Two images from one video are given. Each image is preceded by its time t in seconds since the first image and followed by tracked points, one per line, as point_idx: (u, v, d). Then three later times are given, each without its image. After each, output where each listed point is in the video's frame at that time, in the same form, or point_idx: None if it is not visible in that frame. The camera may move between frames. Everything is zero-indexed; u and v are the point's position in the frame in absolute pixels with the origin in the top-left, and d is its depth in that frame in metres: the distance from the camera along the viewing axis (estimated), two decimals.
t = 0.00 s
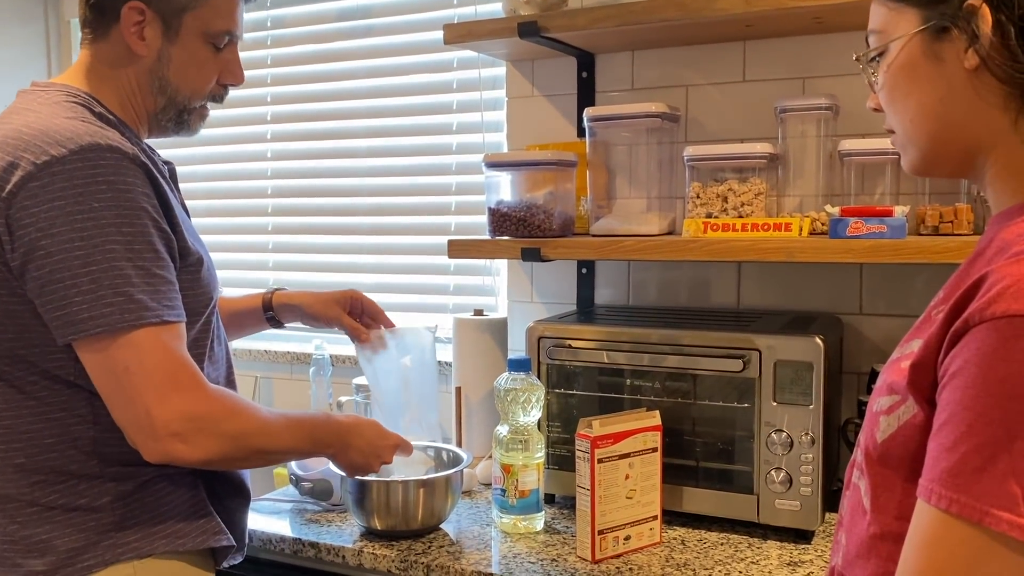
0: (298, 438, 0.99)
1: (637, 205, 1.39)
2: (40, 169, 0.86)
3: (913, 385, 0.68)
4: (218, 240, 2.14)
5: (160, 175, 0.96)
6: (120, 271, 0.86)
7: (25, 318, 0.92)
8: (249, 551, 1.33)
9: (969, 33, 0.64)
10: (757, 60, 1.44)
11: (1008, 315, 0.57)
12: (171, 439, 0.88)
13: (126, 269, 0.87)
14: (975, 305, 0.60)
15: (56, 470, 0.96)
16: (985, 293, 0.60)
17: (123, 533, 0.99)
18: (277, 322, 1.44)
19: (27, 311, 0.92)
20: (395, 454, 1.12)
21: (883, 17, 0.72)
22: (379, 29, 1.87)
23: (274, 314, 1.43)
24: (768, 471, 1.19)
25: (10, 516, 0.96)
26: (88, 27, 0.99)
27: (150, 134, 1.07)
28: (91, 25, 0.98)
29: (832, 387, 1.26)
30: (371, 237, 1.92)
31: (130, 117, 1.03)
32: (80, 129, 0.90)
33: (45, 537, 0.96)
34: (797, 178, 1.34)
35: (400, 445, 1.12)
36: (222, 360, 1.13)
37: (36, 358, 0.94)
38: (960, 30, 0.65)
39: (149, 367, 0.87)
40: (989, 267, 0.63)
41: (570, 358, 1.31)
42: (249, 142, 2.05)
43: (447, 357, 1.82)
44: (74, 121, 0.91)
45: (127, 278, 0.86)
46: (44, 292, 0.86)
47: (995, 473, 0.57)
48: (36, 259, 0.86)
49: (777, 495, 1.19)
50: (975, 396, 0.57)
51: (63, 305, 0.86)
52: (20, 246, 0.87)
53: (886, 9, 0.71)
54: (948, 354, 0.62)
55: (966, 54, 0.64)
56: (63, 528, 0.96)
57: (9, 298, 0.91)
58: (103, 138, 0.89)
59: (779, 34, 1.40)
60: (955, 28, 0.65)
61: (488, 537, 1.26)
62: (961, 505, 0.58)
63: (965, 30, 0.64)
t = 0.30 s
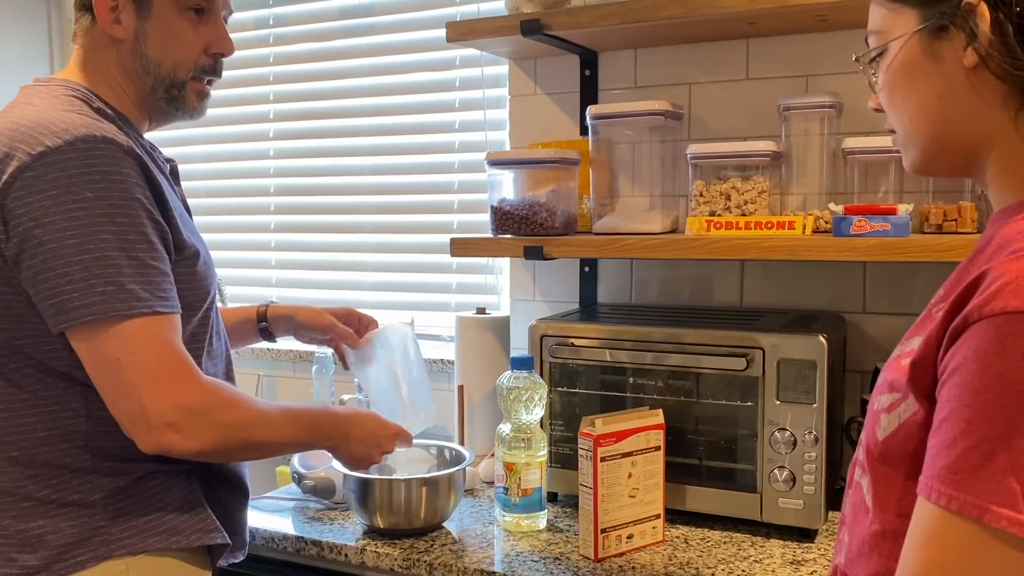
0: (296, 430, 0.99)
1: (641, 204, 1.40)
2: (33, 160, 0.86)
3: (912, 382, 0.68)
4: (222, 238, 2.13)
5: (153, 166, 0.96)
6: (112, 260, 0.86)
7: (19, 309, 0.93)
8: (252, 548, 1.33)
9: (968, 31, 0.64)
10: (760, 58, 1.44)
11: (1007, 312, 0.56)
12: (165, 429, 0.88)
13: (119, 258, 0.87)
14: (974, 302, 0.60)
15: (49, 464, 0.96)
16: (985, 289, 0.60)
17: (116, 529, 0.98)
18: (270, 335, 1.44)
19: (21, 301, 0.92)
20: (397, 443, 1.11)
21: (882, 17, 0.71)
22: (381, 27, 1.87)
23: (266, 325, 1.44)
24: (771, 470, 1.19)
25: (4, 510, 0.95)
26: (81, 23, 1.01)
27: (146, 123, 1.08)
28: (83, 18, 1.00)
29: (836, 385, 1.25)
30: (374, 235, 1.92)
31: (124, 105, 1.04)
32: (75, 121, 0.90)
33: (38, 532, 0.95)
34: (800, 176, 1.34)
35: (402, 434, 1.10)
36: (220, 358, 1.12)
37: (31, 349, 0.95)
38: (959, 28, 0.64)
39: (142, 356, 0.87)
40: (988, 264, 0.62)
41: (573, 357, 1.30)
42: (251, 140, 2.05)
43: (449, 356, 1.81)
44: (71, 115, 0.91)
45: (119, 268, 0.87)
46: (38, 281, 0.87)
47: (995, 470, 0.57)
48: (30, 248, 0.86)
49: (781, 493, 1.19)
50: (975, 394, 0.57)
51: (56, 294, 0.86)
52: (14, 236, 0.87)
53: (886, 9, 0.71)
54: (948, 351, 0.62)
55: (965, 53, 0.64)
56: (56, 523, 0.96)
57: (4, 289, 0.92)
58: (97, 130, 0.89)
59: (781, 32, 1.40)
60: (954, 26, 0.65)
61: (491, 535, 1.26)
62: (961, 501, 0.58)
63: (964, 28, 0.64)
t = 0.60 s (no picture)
0: (302, 420, 0.98)
1: (647, 204, 1.39)
2: (34, 148, 0.87)
3: (914, 382, 0.68)
4: (227, 239, 2.14)
5: (151, 160, 0.97)
6: (111, 245, 0.87)
7: (16, 293, 0.94)
8: (257, 547, 1.33)
9: (968, 30, 0.64)
10: (765, 58, 1.44)
11: (1007, 310, 0.57)
12: (168, 410, 0.88)
13: (119, 244, 0.87)
14: (974, 302, 0.60)
15: (38, 454, 0.96)
16: (985, 288, 0.60)
17: (104, 524, 0.98)
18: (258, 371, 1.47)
19: (21, 288, 0.94)
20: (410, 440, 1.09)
21: (883, 16, 0.71)
22: (387, 28, 1.87)
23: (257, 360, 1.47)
24: (776, 470, 1.19)
25: None
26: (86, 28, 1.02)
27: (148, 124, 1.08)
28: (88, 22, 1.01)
29: (841, 386, 1.26)
30: (379, 236, 1.92)
31: (127, 105, 1.04)
32: (75, 114, 0.91)
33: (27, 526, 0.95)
34: (805, 177, 1.33)
35: (412, 428, 1.09)
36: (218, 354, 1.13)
37: (27, 336, 0.95)
38: (959, 28, 0.64)
39: (145, 339, 0.87)
40: (989, 264, 0.62)
41: (578, 357, 1.31)
42: (257, 142, 2.05)
43: (454, 356, 1.81)
44: (71, 109, 0.92)
45: (119, 253, 0.87)
46: (37, 266, 0.87)
47: (997, 468, 0.57)
48: (29, 234, 0.87)
49: (786, 494, 1.19)
50: (975, 393, 0.57)
51: (55, 278, 0.86)
52: (15, 222, 0.88)
53: (887, 8, 0.71)
54: (949, 351, 0.62)
55: (965, 52, 0.64)
56: (45, 517, 0.96)
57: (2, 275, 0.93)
58: (97, 122, 0.90)
59: (786, 33, 1.40)
60: (954, 26, 0.65)
61: (496, 535, 1.26)
62: (963, 500, 0.58)
63: (964, 28, 0.64)
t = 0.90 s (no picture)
0: (268, 410, 0.99)
1: (654, 206, 1.38)
2: (31, 138, 0.92)
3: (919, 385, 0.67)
4: (235, 241, 2.14)
5: (146, 157, 1.01)
6: (96, 232, 0.89)
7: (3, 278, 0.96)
8: (265, 549, 1.34)
9: (974, 33, 0.63)
10: (772, 61, 1.44)
11: (1011, 313, 0.57)
12: (136, 399, 0.89)
13: (103, 232, 0.90)
14: (978, 304, 0.60)
15: (17, 443, 0.98)
16: (989, 291, 0.60)
17: (78, 520, 0.99)
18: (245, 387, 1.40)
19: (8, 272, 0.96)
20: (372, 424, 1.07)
21: (890, 16, 0.71)
22: (394, 31, 1.88)
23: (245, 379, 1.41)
24: (784, 473, 1.19)
25: None
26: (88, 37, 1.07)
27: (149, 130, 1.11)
28: (89, 30, 1.05)
29: (849, 389, 1.25)
30: (386, 238, 1.92)
31: (127, 109, 1.07)
32: (72, 108, 0.95)
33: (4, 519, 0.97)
34: (812, 179, 1.33)
35: (376, 413, 1.07)
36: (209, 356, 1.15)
37: (14, 323, 0.98)
38: (965, 30, 0.64)
39: (116, 327, 0.89)
40: (993, 266, 0.62)
41: (584, 359, 1.31)
42: (264, 144, 2.06)
43: (461, 358, 1.82)
44: (66, 103, 0.96)
45: (103, 240, 0.89)
46: (24, 248, 0.90)
47: (1001, 470, 0.56)
48: (18, 217, 0.90)
49: (794, 497, 1.19)
50: (979, 395, 0.57)
51: (39, 261, 0.89)
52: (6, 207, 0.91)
53: (893, 9, 0.70)
54: (953, 353, 0.62)
55: (972, 55, 0.64)
56: (22, 509, 0.98)
57: None
58: (92, 116, 0.94)
59: (793, 36, 1.40)
60: (959, 28, 0.64)
61: (503, 538, 1.26)
62: (968, 503, 0.58)
63: (969, 31, 0.64)
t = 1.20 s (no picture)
0: (245, 394, 0.99)
1: (659, 211, 1.39)
2: (8, 135, 0.97)
3: (925, 392, 0.67)
4: (242, 245, 2.14)
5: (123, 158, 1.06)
6: (66, 227, 0.93)
7: None
8: (270, 554, 1.34)
9: (1005, 30, 0.63)
10: (778, 64, 1.44)
11: (1015, 321, 0.56)
12: (101, 389, 0.91)
13: (74, 226, 0.93)
14: (984, 311, 0.59)
15: None
16: (995, 298, 0.59)
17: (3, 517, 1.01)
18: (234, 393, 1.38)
19: None
20: (359, 392, 1.07)
21: None
22: (401, 35, 1.88)
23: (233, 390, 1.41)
24: (790, 478, 1.19)
25: None
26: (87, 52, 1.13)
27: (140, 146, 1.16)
28: (91, 44, 1.11)
29: (856, 394, 1.25)
30: (392, 242, 1.93)
31: (120, 119, 1.12)
32: (51, 110, 1.01)
33: None
34: (819, 184, 1.33)
35: (364, 380, 1.06)
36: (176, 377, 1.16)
37: None
38: (997, 26, 0.64)
39: (82, 318, 0.92)
40: (999, 273, 0.62)
41: (590, 364, 1.30)
42: (271, 149, 2.06)
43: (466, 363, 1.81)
44: (52, 103, 1.03)
45: (73, 234, 0.93)
46: None
47: (1007, 478, 0.56)
48: None
49: (800, 503, 1.18)
50: (984, 403, 0.56)
51: (10, 253, 0.92)
52: None
53: None
54: (959, 361, 0.61)
55: (998, 52, 0.63)
56: None
57: None
58: (68, 118, 1.00)
59: (800, 40, 1.39)
60: (991, 23, 0.64)
61: (508, 543, 1.26)
62: (973, 511, 0.57)
63: (1001, 28, 0.63)
